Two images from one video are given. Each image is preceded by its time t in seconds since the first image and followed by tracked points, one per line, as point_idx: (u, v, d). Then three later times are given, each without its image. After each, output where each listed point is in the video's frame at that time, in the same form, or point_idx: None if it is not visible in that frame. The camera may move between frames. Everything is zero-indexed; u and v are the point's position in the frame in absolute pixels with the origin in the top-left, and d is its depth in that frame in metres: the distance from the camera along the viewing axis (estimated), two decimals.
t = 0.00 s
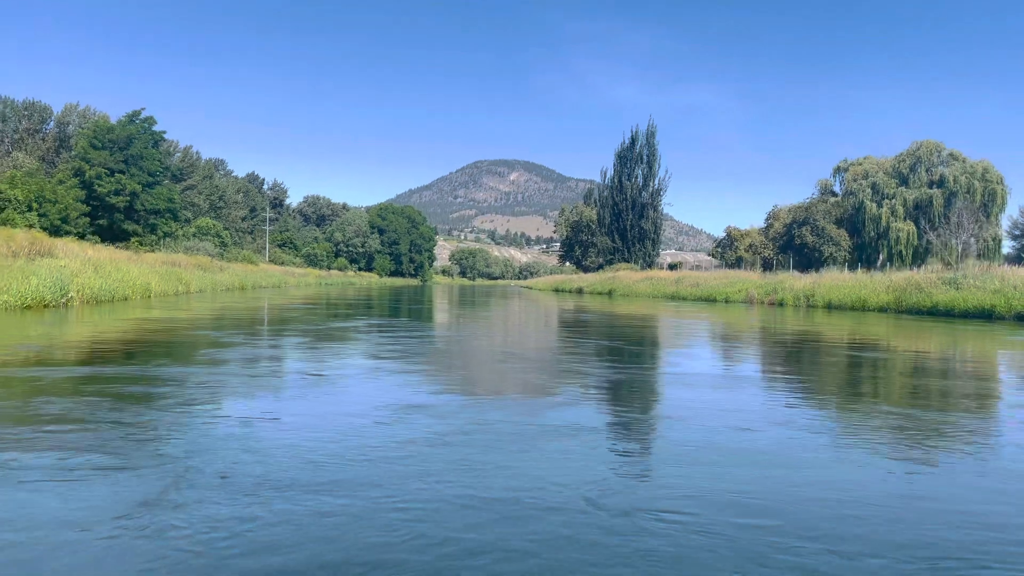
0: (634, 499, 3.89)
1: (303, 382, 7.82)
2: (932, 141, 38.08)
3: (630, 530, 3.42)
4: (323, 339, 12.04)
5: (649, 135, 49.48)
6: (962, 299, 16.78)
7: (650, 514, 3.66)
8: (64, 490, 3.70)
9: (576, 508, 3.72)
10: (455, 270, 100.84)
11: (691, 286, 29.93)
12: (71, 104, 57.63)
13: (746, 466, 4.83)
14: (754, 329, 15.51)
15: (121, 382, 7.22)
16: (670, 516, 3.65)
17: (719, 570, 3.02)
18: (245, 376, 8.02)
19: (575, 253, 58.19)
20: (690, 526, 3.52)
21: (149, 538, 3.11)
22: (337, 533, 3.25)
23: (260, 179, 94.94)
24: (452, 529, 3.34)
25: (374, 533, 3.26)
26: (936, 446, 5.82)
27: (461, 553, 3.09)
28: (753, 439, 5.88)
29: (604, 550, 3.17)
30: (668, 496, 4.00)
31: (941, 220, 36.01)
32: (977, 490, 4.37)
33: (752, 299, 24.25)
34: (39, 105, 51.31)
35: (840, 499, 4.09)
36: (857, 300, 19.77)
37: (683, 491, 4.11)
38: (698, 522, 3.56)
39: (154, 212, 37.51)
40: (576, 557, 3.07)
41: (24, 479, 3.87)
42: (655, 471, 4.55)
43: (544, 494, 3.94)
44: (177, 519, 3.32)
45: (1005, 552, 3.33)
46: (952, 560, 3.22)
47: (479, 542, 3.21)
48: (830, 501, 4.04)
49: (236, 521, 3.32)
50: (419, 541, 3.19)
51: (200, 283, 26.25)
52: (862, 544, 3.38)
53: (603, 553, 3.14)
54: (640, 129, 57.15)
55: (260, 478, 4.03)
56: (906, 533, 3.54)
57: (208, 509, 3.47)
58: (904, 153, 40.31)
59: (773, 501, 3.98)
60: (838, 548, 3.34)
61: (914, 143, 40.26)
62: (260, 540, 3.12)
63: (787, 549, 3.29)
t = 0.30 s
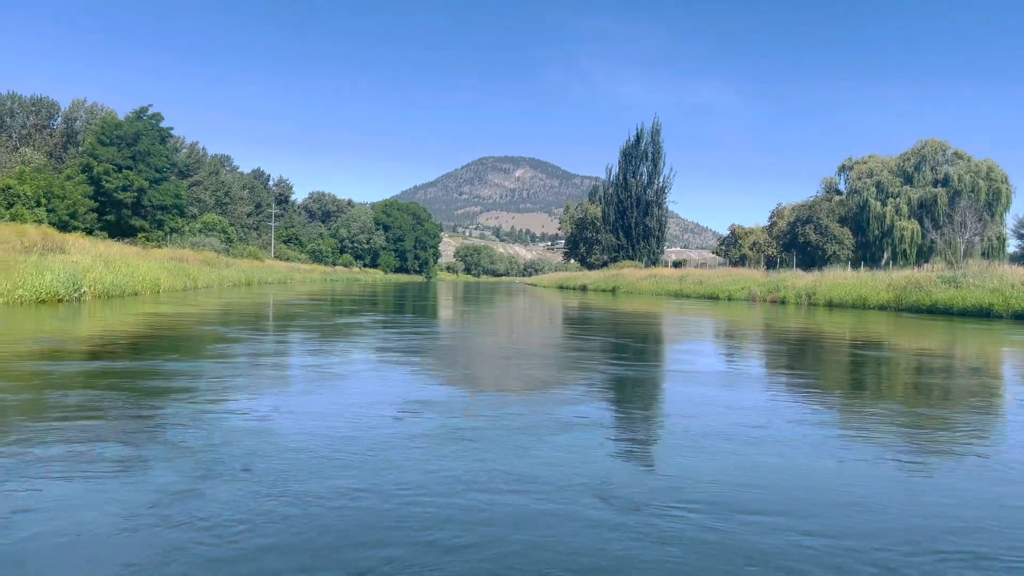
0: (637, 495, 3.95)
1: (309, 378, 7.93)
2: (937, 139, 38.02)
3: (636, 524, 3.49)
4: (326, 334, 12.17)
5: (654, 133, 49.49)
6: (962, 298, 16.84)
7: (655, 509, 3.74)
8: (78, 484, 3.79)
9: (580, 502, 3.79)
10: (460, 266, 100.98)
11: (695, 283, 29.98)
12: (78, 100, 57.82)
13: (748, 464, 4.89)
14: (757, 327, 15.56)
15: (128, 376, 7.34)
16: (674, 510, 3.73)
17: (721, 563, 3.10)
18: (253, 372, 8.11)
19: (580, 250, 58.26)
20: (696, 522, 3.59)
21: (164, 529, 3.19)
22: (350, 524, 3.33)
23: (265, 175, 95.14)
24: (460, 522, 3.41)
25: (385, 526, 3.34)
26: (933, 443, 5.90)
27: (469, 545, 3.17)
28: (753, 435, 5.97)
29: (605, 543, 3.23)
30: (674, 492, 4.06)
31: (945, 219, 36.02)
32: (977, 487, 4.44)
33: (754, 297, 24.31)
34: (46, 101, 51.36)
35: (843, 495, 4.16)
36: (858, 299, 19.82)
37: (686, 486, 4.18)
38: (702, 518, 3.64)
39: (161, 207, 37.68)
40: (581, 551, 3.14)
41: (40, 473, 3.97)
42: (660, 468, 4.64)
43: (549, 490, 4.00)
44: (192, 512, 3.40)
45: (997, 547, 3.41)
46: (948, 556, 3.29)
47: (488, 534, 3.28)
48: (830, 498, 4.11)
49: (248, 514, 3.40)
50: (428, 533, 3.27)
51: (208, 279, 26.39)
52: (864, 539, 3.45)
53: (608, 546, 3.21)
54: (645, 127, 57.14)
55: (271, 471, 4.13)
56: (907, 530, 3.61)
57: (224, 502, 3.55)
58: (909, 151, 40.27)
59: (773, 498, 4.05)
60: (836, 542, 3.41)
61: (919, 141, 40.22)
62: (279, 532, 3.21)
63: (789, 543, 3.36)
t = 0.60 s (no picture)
0: (647, 494, 4.02)
1: (316, 378, 8.02)
2: (939, 140, 38.06)
3: (646, 522, 3.56)
4: (331, 334, 12.28)
5: (657, 133, 49.56)
6: (956, 298, 16.93)
7: (665, 509, 3.80)
8: (97, 485, 3.86)
9: (590, 502, 3.86)
10: (463, 267, 101.24)
11: (697, 284, 30.06)
12: (84, 101, 58.12)
13: (749, 462, 4.98)
14: (758, 327, 15.64)
15: (137, 375, 7.44)
16: (683, 509, 3.79)
17: (732, 561, 3.15)
18: (256, 371, 8.21)
19: (583, 251, 58.36)
20: (706, 520, 3.65)
21: (183, 526, 3.28)
22: (367, 523, 3.40)
23: (270, 176, 95.55)
24: (475, 521, 3.48)
25: (402, 524, 3.41)
26: (932, 442, 5.98)
27: (484, 544, 3.23)
28: (757, 435, 6.04)
29: (615, 539, 3.32)
30: (682, 491, 4.13)
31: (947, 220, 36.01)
32: (980, 487, 4.50)
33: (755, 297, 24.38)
34: (52, 102, 51.61)
35: (849, 494, 4.22)
36: (857, 299, 19.90)
37: (694, 486, 4.25)
38: (711, 516, 3.71)
39: (167, 208, 37.87)
40: (594, 549, 3.20)
41: (59, 473, 4.04)
42: (662, 467, 4.71)
43: (560, 489, 4.07)
44: (210, 511, 3.47)
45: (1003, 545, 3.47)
46: (955, 554, 3.34)
47: (502, 532, 3.35)
48: (836, 496, 4.17)
49: (266, 513, 3.47)
50: (444, 531, 3.33)
51: (213, 279, 26.54)
52: (872, 537, 3.52)
53: (620, 544, 3.28)
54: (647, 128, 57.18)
55: (286, 471, 4.20)
56: (913, 528, 3.67)
57: (242, 501, 3.62)
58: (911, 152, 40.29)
59: (778, 496, 4.11)
60: (844, 541, 3.46)
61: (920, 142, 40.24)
62: (297, 530, 3.28)
63: (798, 542, 3.42)
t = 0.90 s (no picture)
0: (651, 497, 4.11)
1: (323, 382, 8.13)
2: (944, 146, 38.08)
3: (650, 526, 3.65)
4: (337, 339, 12.40)
5: (662, 139, 49.64)
6: (958, 304, 17.00)
7: (670, 511, 3.88)
8: (116, 486, 3.95)
9: (603, 504, 3.96)
10: (468, 272, 101.42)
11: (701, 289, 30.12)
12: (92, 107, 58.45)
13: (756, 467, 5.08)
14: (763, 332, 15.73)
15: (146, 378, 7.55)
16: (686, 513, 3.88)
17: (736, 564, 3.23)
18: (266, 375, 8.33)
19: (588, 256, 58.44)
20: (711, 524, 3.74)
21: (212, 527, 3.39)
22: (380, 525, 3.49)
23: (276, 181, 95.84)
24: (484, 523, 3.58)
25: (413, 526, 3.50)
26: (931, 447, 6.06)
27: (495, 547, 3.32)
28: (761, 440, 6.14)
29: (629, 540, 3.43)
30: (686, 493, 4.22)
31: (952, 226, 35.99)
32: (982, 492, 4.57)
33: (758, 303, 24.46)
34: (61, 107, 51.93)
35: (850, 498, 4.30)
36: (858, 304, 19.96)
37: (697, 489, 4.34)
38: (715, 520, 3.79)
39: (175, 213, 38.07)
40: (600, 550, 3.29)
41: (78, 475, 4.14)
42: (671, 471, 4.81)
43: (571, 492, 4.16)
44: (226, 513, 3.56)
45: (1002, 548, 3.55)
46: (959, 557, 3.43)
47: (517, 534, 3.45)
48: (838, 501, 4.25)
49: (281, 515, 3.57)
50: (455, 533, 3.43)
51: (221, 284, 26.73)
52: (873, 541, 3.60)
53: (635, 548, 3.35)
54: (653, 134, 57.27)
55: (299, 474, 4.29)
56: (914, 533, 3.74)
57: (257, 503, 3.72)
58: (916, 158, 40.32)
59: (785, 500, 4.22)
60: (846, 545, 3.54)
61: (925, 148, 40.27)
62: (311, 531, 3.37)
63: (800, 545, 3.51)
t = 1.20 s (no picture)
0: (665, 506, 4.22)
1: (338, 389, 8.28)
2: (956, 157, 38.02)
3: (665, 532, 3.76)
4: (350, 347, 12.57)
5: (673, 149, 49.75)
6: (965, 314, 17.00)
7: (683, 518, 4.00)
8: (144, 493, 4.10)
9: (615, 510, 4.09)
10: (480, 281, 101.66)
11: (711, 299, 30.16)
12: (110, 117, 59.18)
13: (765, 475, 5.19)
14: (773, 341, 15.80)
15: (165, 385, 7.72)
16: (699, 519, 3.98)
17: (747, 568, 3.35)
18: (282, 383, 8.50)
19: (599, 265, 58.48)
20: (721, 529, 3.86)
21: (241, 530, 3.55)
22: (402, 531, 3.62)
23: (290, 191, 96.50)
24: (503, 528, 3.71)
25: (434, 532, 3.63)
26: (940, 456, 6.15)
27: (516, 551, 3.46)
28: (770, 449, 6.23)
29: (640, 544, 3.57)
30: (698, 502, 4.33)
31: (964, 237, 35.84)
32: (989, 501, 4.67)
33: (767, 312, 24.50)
34: (79, 118, 52.59)
35: (861, 507, 4.40)
36: (866, 314, 19.99)
37: (710, 497, 4.45)
38: (727, 527, 3.90)
39: (191, 222, 38.45)
40: (619, 556, 3.41)
41: (110, 480, 4.31)
42: (681, 479, 4.93)
43: (585, 499, 4.30)
44: (254, 519, 3.69)
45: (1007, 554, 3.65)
46: (961, 562, 3.54)
47: (533, 539, 3.59)
48: (850, 509, 4.35)
49: (306, 519, 3.71)
50: (477, 539, 3.56)
51: (236, 292, 27.01)
52: (881, 547, 3.70)
53: (647, 552, 3.49)
54: (664, 144, 57.39)
55: (323, 481, 4.43)
56: (922, 539, 3.84)
57: (283, 509, 3.85)
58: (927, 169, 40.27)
59: (794, 507, 4.33)
60: (853, 550, 3.66)
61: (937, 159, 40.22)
62: (337, 537, 3.50)
63: (805, 551, 3.62)
